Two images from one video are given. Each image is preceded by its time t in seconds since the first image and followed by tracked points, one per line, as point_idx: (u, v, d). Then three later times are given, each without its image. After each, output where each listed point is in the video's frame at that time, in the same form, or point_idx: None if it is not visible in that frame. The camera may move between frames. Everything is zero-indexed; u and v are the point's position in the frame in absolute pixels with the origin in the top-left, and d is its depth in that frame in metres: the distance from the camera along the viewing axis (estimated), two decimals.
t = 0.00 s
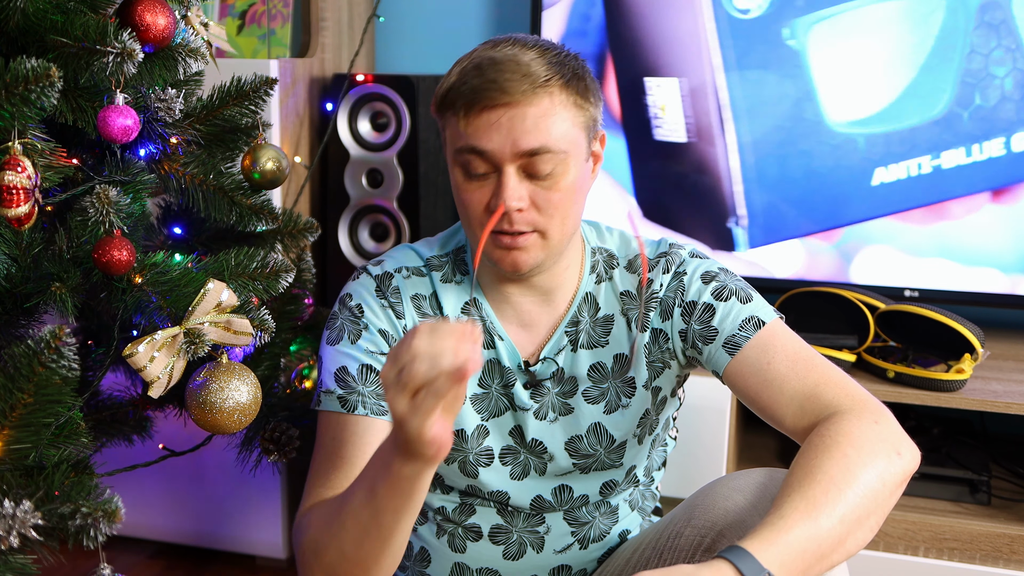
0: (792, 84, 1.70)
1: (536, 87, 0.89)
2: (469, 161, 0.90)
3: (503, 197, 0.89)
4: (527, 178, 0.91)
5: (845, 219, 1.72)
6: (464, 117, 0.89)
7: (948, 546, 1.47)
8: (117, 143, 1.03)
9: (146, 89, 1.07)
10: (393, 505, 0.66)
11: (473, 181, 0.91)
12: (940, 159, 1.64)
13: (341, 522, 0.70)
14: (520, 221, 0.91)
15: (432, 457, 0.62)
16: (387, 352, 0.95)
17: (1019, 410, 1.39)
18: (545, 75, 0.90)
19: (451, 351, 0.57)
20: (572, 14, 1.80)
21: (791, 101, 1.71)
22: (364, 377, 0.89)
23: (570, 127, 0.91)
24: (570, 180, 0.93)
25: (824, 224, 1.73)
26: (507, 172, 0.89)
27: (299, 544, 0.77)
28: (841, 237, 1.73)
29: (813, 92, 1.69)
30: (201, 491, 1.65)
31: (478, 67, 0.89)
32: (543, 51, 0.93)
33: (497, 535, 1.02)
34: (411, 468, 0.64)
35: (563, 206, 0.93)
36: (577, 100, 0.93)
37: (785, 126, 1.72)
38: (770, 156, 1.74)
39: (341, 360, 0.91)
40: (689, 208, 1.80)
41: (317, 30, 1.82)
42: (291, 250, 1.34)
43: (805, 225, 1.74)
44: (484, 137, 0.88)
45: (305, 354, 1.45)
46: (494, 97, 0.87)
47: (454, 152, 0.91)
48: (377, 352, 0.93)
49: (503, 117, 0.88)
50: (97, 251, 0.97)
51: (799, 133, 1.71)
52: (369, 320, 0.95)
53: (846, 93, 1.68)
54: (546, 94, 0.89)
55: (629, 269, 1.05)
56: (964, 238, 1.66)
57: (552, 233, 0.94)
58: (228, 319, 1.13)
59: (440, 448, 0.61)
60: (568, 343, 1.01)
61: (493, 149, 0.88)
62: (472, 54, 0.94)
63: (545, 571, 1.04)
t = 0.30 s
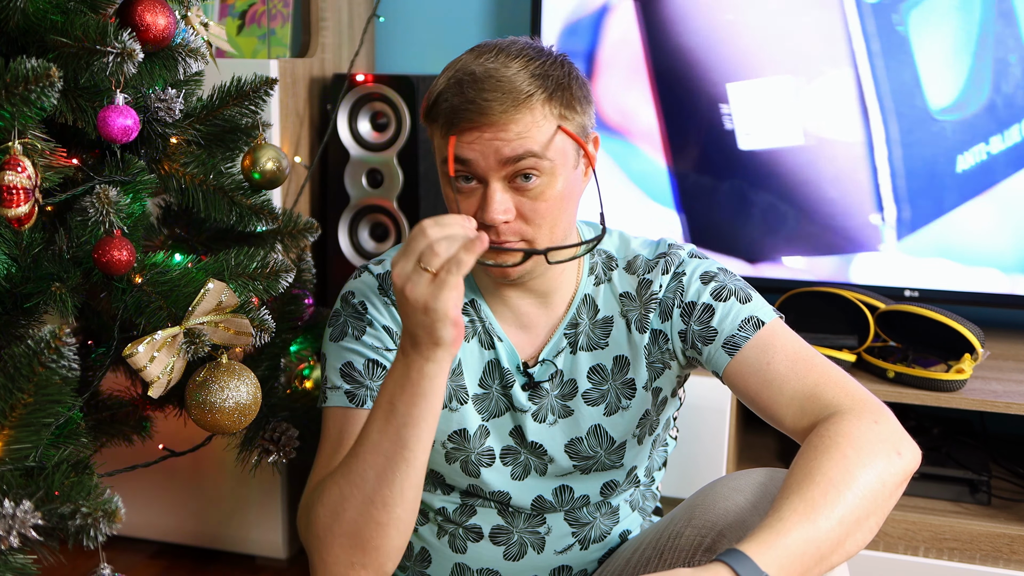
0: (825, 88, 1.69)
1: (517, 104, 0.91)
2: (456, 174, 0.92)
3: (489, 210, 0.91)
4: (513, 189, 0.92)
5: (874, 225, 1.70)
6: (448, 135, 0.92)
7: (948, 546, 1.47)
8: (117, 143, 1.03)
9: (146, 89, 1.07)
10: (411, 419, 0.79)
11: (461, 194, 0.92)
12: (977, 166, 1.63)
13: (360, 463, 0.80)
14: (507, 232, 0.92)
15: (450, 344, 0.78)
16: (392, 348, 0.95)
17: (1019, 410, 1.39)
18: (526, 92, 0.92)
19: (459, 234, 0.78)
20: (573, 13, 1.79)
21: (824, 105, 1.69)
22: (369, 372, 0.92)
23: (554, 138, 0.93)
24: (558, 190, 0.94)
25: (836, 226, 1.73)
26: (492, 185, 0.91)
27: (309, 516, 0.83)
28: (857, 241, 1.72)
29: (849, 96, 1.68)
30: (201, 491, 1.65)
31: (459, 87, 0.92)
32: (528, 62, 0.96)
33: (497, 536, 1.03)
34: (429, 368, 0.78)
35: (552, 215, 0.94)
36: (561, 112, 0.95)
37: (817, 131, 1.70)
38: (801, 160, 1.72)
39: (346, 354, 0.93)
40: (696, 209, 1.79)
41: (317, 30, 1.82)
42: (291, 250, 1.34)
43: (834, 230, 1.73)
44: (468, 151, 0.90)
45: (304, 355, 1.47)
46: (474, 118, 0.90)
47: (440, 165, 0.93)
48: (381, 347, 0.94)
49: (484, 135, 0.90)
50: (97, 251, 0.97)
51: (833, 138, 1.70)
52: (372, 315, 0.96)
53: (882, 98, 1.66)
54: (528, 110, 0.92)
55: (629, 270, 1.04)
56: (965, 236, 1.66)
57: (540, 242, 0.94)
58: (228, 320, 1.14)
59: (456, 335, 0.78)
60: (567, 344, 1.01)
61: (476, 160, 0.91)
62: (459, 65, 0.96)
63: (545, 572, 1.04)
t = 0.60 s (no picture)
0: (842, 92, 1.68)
1: (541, 108, 0.93)
2: (477, 177, 0.95)
3: (514, 213, 0.93)
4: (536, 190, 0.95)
5: (891, 229, 1.70)
6: (471, 139, 0.93)
7: (948, 546, 1.47)
8: (117, 143, 1.03)
9: (146, 89, 1.07)
10: (392, 362, 0.87)
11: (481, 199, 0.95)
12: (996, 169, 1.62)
13: (343, 416, 0.87)
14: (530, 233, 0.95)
15: (425, 279, 0.89)
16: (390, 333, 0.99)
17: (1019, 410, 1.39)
18: (547, 94, 0.94)
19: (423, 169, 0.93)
20: (574, 11, 1.79)
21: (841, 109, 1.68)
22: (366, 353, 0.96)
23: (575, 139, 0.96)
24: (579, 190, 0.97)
25: (848, 229, 1.72)
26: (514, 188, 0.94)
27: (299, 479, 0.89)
28: (869, 244, 1.72)
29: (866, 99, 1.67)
30: (201, 491, 1.65)
31: (481, 89, 0.93)
32: (542, 64, 0.97)
33: (497, 535, 1.03)
34: (406, 308, 0.88)
35: (573, 217, 0.97)
36: (580, 111, 0.98)
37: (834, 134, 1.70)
38: (818, 164, 1.71)
39: (346, 335, 0.97)
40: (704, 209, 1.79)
41: (317, 30, 1.82)
42: (291, 249, 1.34)
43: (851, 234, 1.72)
44: (494, 155, 0.93)
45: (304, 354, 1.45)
46: (502, 122, 0.92)
47: (459, 169, 0.95)
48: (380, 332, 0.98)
49: (512, 139, 0.92)
50: (97, 251, 0.97)
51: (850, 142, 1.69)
52: (373, 301, 1.00)
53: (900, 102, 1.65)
54: (553, 112, 0.94)
55: (627, 270, 1.05)
56: (965, 236, 1.66)
57: (559, 242, 0.97)
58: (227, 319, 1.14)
59: (427, 268, 0.89)
60: (567, 344, 1.01)
61: (501, 164, 0.93)
62: (469, 67, 0.97)
63: (545, 571, 1.04)
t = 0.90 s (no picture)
0: (848, 97, 1.68)
1: (540, 97, 0.94)
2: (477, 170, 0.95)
3: (514, 204, 0.94)
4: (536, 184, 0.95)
5: (896, 233, 1.70)
6: (471, 128, 0.95)
7: (948, 547, 1.47)
8: (117, 144, 1.03)
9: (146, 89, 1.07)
10: (399, 334, 0.90)
11: (482, 192, 0.96)
12: (1006, 172, 1.62)
13: (351, 389, 0.89)
14: (531, 225, 0.94)
15: (430, 250, 0.94)
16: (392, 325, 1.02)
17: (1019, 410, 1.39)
18: (547, 85, 0.95)
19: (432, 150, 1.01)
20: (574, 11, 1.79)
21: (849, 113, 1.69)
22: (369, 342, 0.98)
23: (575, 132, 0.97)
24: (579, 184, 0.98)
25: (853, 231, 1.72)
26: (514, 178, 0.93)
27: (302, 460, 0.90)
28: (873, 246, 1.72)
29: (874, 103, 1.67)
30: (201, 491, 1.65)
31: (482, 79, 0.95)
32: (541, 59, 0.99)
33: (497, 535, 1.03)
34: (414, 280, 0.93)
35: (572, 211, 0.97)
36: (579, 105, 0.99)
37: (840, 137, 1.70)
38: (825, 167, 1.72)
39: (351, 326, 1.00)
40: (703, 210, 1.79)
41: (317, 30, 1.82)
42: (291, 249, 1.34)
43: (857, 237, 1.72)
44: (494, 143, 0.94)
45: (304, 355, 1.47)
46: (503, 109, 0.93)
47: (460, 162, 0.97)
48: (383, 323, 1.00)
49: (512, 126, 0.93)
50: (97, 251, 0.97)
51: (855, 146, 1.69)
52: (377, 294, 1.03)
53: (908, 105, 1.66)
54: (552, 103, 0.95)
55: (627, 271, 1.05)
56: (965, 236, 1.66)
57: (560, 237, 0.97)
58: (228, 319, 1.14)
59: (432, 238, 0.95)
60: (566, 346, 1.01)
61: (501, 154, 0.94)
62: (469, 63, 0.98)
63: (545, 572, 1.04)
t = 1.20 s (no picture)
0: (873, 80, 1.66)
1: (541, 88, 0.95)
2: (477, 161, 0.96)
3: (514, 195, 0.94)
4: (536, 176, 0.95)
5: (925, 216, 1.68)
6: (472, 119, 0.95)
7: (948, 546, 1.47)
8: (117, 143, 1.03)
9: (146, 89, 1.07)
10: (396, 323, 0.91)
11: (482, 182, 0.96)
12: None
13: (347, 376, 0.90)
14: (531, 218, 0.95)
15: (428, 239, 0.95)
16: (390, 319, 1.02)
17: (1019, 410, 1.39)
18: (548, 77, 0.96)
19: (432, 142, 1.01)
20: (575, 11, 1.79)
21: (874, 97, 1.66)
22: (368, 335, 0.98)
23: (575, 125, 0.98)
24: (578, 178, 0.98)
25: (875, 216, 1.70)
26: (516, 166, 0.94)
27: (299, 447, 0.90)
28: (896, 231, 1.70)
29: (901, 87, 1.65)
30: (201, 491, 1.65)
31: (484, 70, 0.96)
32: (543, 54, 1.00)
33: (497, 534, 1.03)
34: (411, 268, 0.93)
35: (572, 204, 0.97)
36: (580, 100, 0.99)
37: (867, 122, 1.68)
38: (851, 153, 1.69)
39: (349, 320, 1.00)
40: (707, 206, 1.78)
41: (317, 30, 1.82)
42: (291, 249, 1.34)
43: (886, 222, 1.70)
44: (494, 134, 0.94)
45: (304, 354, 1.45)
46: (504, 98, 0.94)
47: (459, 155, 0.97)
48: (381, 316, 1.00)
49: (513, 116, 0.94)
50: (97, 251, 0.97)
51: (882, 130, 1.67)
52: (377, 289, 1.03)
53: (933, 86, 1.64)
54: (552, 95, 0.96)
55: (627, 271, 1.05)
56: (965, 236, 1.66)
57: (559, 231, 0.97)
58: (228, 319, 1.14)
59: (430, 227, 0.95)
60: (566, 344, 1.01)
61: (501, 145, 0.94)
62: (471, 57, 0.99)
63: (545, 571, 1.04)
